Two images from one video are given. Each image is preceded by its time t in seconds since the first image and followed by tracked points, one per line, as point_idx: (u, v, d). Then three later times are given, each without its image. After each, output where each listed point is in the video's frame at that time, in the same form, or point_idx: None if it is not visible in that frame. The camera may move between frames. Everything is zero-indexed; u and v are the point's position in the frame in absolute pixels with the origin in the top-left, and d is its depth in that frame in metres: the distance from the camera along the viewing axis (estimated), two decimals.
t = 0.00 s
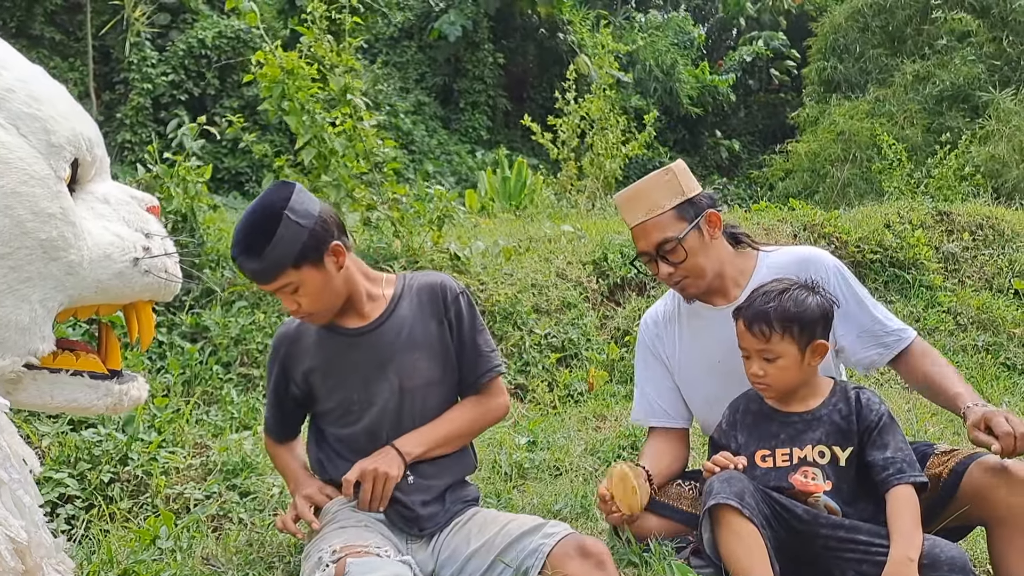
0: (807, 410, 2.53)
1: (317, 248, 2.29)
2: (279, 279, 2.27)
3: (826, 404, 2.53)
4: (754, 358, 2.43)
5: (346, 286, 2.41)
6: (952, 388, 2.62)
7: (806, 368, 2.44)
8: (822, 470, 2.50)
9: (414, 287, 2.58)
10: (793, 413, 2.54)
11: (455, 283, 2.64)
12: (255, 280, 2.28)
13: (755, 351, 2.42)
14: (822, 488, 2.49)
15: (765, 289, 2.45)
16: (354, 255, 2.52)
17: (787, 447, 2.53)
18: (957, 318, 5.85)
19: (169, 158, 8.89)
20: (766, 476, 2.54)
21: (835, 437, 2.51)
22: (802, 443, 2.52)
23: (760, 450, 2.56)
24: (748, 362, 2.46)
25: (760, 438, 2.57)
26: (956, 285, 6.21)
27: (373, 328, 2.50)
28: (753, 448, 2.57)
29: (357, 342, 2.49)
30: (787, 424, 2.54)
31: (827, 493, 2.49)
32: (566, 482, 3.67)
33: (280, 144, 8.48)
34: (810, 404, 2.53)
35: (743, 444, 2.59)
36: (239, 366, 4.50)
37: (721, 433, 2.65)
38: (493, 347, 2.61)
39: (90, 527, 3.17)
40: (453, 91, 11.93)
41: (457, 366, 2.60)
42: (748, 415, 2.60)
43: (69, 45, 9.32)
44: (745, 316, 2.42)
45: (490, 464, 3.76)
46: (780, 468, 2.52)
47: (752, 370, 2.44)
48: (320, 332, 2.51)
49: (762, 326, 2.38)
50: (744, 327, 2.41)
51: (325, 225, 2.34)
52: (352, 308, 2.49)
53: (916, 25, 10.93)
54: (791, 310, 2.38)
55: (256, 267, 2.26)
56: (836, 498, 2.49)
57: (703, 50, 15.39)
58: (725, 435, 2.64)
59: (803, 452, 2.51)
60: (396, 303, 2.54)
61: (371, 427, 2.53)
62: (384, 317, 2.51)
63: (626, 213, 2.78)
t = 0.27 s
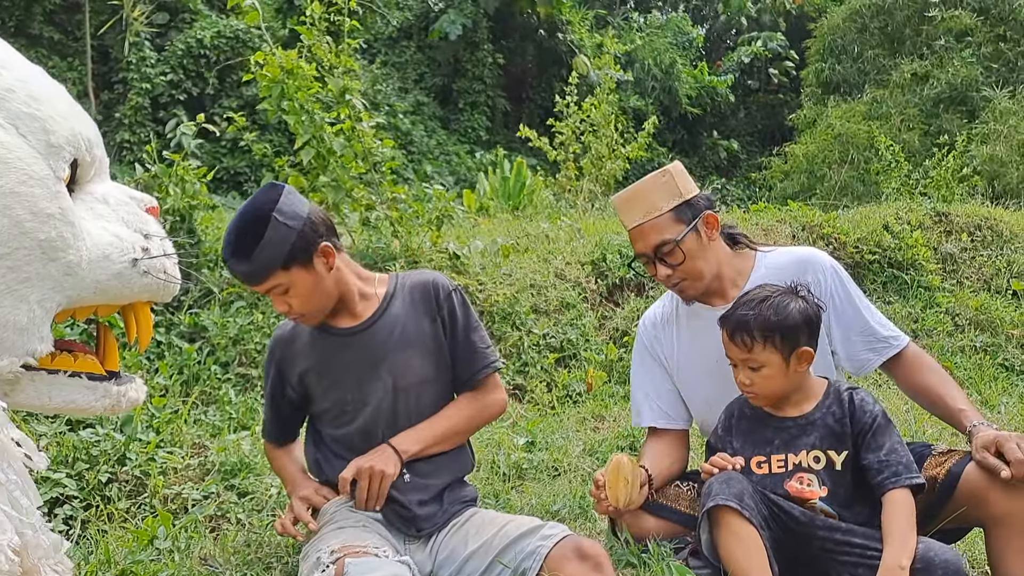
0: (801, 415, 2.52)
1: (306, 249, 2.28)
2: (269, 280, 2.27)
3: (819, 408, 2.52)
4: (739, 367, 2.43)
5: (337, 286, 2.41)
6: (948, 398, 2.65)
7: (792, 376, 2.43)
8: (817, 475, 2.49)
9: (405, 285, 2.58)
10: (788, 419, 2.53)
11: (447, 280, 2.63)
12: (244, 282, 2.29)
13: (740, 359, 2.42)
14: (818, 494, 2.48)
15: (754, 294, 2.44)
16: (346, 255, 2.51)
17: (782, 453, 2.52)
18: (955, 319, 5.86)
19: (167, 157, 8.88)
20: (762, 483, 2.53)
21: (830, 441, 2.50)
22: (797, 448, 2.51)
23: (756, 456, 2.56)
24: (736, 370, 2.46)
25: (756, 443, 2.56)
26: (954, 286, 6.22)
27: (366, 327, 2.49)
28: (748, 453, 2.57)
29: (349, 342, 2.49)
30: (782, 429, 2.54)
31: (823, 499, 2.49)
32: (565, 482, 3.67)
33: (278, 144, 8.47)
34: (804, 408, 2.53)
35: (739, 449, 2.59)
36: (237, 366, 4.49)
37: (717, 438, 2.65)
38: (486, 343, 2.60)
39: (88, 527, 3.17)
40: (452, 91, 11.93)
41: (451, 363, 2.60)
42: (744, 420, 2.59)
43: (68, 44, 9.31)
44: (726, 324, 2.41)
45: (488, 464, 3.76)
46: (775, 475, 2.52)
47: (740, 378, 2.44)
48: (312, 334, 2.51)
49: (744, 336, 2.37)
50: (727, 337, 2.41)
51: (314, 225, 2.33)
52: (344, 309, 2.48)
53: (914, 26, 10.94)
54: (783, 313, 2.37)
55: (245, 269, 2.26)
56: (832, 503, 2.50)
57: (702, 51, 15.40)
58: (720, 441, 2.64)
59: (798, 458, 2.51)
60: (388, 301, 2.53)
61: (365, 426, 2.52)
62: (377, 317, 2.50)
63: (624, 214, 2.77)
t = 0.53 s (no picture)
0: (799, 418, 2.53)
1: (313, 244, 2.29)
2: (275, 275, 2.27)
3: (818, 412, 2.52)
4: (733, 372, 2.43)
5: (341, 283, 2.41)
6: (945, 399, 2.66)
7: (782, 384, 2.43)
8: (815, 480, 2.50)
9: (406, 287, 2.58)
10: (787, 423, 2.54)
11: (449, 283, 2.63)
12: (252, 276, 2.28)
13: (734, 366, 2.42)
14: (815, 499, 2.49)
15: (750, 298, 2.44)
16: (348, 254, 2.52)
17: (781, 457, 2.54)
18: (954, 320, 5.86)
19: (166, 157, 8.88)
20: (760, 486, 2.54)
21: (828, 446, 2.51)
22: (796, 452, 2.52)
23: (755, 460, 2.57)
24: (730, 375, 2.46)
25: (755, 447, 2.58)
26: (953, 287, 6.23)
27: (366, 327, 2.49)
28: (747, 457, 2.58)
29: (348, 343, 2.49)
30: (781, 433, 2.54)
31: (821, 505, 2.49)
32: (564, 483, 3.67)
33: (277, 144, 8.47)
34: (802, 412, 2.53)
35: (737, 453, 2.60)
36: (236, 366, 4.49)
37: (716, 442, 2.67)
38: (487, 346, 2.61)
39: (88, 527, 3.17)
40: (451, 92, 11.93)
41: (451, 365, 2.60)
42: (743, 423, 2.60)
43: (66, 44, 9.31)
44: (721, 331, 2.41)
45: (486, 465, 3.77)
46: (773, 479, 2.53)
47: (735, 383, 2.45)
48: (312, 334, 2.51)
49: (735, 344, 2.37)
50: (719, 344, 2.41)
51: (321, 222, 2.35)
52: (345, 308, 2.48)
53: (912, 27, 10.95)
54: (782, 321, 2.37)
55: (253, 262, 2.25)
56: (830, 509, 2.50)
57: (701, 51, 15.41)
58: (719, 444, 2.65)
59: (796, 462, 2.52)
60: (389, 303, 2.53)
61: (364, 428, 2.52)
62: (377, 317, 2.51)
63: (626, 211, 2.78)
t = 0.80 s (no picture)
0: (801, 420, 2.53)
1: (379, 225, 2.38)
2: (352, 248, 2.30)
3: (819, 414, 2.53)
4: (737, 376, 2.43)
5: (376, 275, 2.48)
6: (947, 402, 2.66)
7: (784, 388, 2.43)
8: (816, 483, 2.50)
9: (416, 293, 2.58)
10: (788, 425, 2.54)
11: (459, 296, 2.64)
12: (332, 248, 2.27)
13: (737, 369, 2.42)
14: (816, 502, 2.49)
15: (755, 301, 2.45)
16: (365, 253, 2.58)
17: (782, 460, 2.53)
18: (952, 321, 5.88)
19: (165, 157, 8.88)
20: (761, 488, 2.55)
21: (830, 448, 2.51)
22: (797, 455, 2.52)
23: (757, 462, 2.56)
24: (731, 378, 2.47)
25: (756, 449, 2.57)
26: (951, 288, 6.23)
27: (375, 329, 2.51)
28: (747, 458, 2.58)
29: (355, 344, 2.50)
30: (782, 435, 2.55)
31: (820, 507, 2.50)
32: (563, 483, 3.67)
33: (277, 145, 8.47)
34: (803, 415, 2.53)
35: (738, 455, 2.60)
36: (236, 366, 4.49)
37: (717, 443, 2.67)
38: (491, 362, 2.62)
39: (87, 527, 3.17)
40: (451, 92, 11.93)
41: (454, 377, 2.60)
42: (744, 424, 2.60)
43: (65, 44, 9.30)
44: (724, 333, 2.41)
45: (486, 465, 3.77)
46: (774, 481, 2.53)
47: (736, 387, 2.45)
48: (318, 330, 2.51)
49: (739, 348, 2.37)
50: (723, 348, 2.41)
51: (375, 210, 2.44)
52: (362, 306, 2.50)
53: (911, 28, 10.95)
54: (785, 329, 2.37)
55: (340, 231, 2.27)
56: (829, 510, 2.50)
57: (701, 51, 15.42)
58: (721, 445, 2.66)
59: (798, 465, 2.52)
60: (399, 308, 2.54)
61: (361, 430, 2.52)
62: (387, 321, 2.51)
63: (636, 206, 2.79)
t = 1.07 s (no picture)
0: (803, 421, 2.53)
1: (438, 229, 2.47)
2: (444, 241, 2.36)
3: (822, 415, 2.53)
4: (741, 377, 2.43)
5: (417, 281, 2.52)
6: (947, 402, 2.66)
7: (789, 389, 2.43)
8: (817, 484, 2.51)
9: (436, 303, 2.57)
10: (791, 425, 2.54)
11: (474, 315, 2.65)
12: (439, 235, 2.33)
13: (742, 370, 2.41)
14: (816, 502, 2.50)
15: (759, 301, 2.46)
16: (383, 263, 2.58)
17: (783, 460, 2.53)
18: (951, 322, 5.88)
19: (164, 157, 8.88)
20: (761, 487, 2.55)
21: (832, 450, 2.51)
22: (798, 456, 2.52)
23: (758, 461, 2.56)
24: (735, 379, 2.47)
25: (757, 449, 2.57)
26: (949, 289, 6.24)
27: (397, 334, 2.48)
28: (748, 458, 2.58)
29: (376, 346, 2.47)
30: (784, 435, 2.54)
31: (819, 508, 2.50)
32: (562, 484, 3.67)
33: (276, 144, 8.47)
34: (805, 415, 2.53)
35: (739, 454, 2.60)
36: (234, 366, 4.49)
37: (718, 442, 2.67)
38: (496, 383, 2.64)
39: (85, 527, 3.17)
40: (450, 93, 11.94)
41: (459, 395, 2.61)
42: (745, 424, 2.60)
43: (64, 44, 9.31)
44: (729, 335, 2.41)
45: (484, 466, 3.77)
46: (775, 480, 2.53)
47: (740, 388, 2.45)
48: (334, 325, 2.46)
49: (745, 349, 2.38)
50: (728, 348, 2.41)
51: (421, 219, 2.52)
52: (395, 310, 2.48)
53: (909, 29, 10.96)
54: (791, 328, 2.37)
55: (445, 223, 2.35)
56: (828, 511, 2.51)
57: (700, 52, 15.43)
58: (722, 444, 2.65)
59: (799, 465, 2.52)
60: (420, 317, 2.52)
61: (367, 432, 2.48)
62: (409, 327, 2.50)
63: (636, 210, 2.79)
